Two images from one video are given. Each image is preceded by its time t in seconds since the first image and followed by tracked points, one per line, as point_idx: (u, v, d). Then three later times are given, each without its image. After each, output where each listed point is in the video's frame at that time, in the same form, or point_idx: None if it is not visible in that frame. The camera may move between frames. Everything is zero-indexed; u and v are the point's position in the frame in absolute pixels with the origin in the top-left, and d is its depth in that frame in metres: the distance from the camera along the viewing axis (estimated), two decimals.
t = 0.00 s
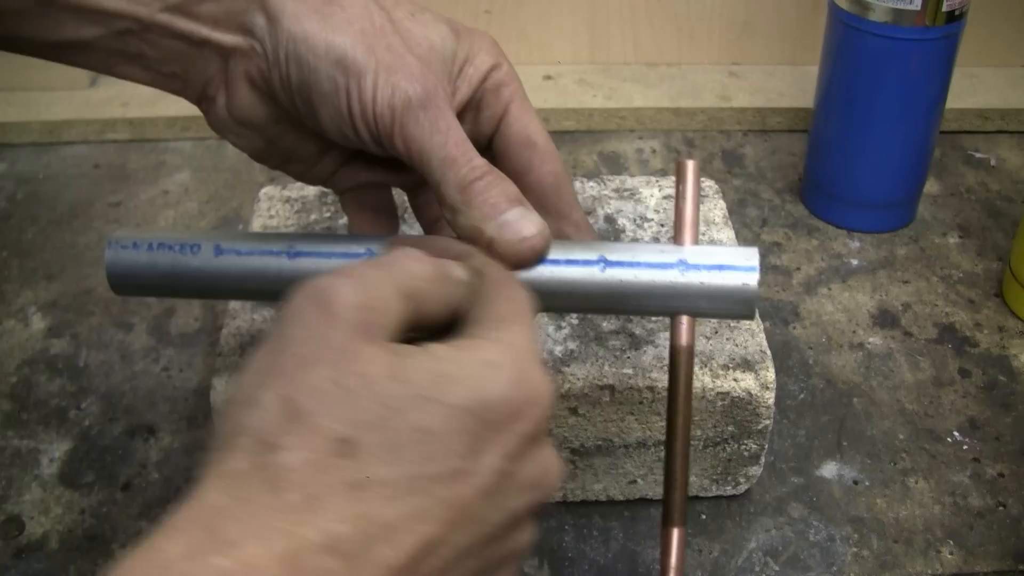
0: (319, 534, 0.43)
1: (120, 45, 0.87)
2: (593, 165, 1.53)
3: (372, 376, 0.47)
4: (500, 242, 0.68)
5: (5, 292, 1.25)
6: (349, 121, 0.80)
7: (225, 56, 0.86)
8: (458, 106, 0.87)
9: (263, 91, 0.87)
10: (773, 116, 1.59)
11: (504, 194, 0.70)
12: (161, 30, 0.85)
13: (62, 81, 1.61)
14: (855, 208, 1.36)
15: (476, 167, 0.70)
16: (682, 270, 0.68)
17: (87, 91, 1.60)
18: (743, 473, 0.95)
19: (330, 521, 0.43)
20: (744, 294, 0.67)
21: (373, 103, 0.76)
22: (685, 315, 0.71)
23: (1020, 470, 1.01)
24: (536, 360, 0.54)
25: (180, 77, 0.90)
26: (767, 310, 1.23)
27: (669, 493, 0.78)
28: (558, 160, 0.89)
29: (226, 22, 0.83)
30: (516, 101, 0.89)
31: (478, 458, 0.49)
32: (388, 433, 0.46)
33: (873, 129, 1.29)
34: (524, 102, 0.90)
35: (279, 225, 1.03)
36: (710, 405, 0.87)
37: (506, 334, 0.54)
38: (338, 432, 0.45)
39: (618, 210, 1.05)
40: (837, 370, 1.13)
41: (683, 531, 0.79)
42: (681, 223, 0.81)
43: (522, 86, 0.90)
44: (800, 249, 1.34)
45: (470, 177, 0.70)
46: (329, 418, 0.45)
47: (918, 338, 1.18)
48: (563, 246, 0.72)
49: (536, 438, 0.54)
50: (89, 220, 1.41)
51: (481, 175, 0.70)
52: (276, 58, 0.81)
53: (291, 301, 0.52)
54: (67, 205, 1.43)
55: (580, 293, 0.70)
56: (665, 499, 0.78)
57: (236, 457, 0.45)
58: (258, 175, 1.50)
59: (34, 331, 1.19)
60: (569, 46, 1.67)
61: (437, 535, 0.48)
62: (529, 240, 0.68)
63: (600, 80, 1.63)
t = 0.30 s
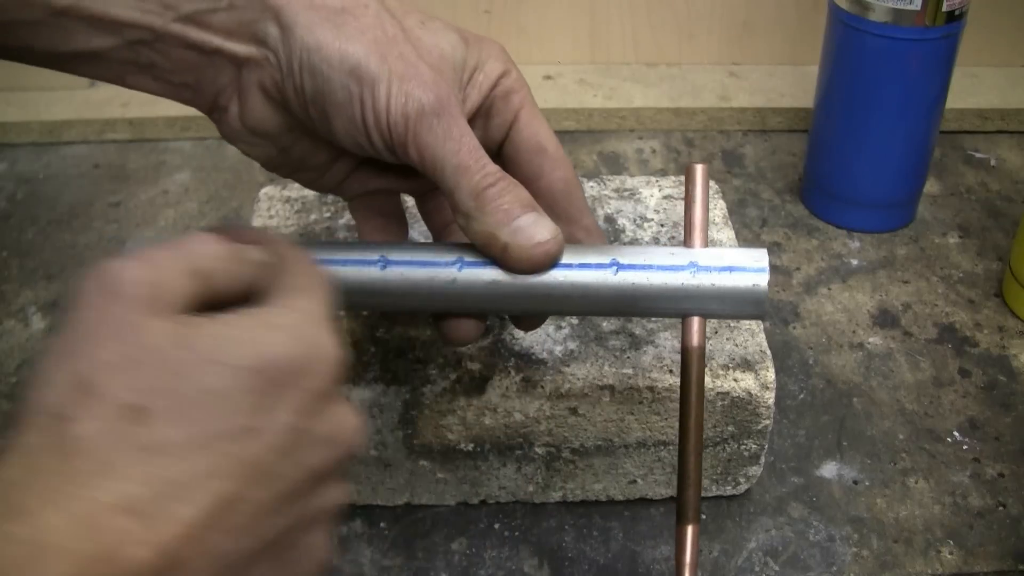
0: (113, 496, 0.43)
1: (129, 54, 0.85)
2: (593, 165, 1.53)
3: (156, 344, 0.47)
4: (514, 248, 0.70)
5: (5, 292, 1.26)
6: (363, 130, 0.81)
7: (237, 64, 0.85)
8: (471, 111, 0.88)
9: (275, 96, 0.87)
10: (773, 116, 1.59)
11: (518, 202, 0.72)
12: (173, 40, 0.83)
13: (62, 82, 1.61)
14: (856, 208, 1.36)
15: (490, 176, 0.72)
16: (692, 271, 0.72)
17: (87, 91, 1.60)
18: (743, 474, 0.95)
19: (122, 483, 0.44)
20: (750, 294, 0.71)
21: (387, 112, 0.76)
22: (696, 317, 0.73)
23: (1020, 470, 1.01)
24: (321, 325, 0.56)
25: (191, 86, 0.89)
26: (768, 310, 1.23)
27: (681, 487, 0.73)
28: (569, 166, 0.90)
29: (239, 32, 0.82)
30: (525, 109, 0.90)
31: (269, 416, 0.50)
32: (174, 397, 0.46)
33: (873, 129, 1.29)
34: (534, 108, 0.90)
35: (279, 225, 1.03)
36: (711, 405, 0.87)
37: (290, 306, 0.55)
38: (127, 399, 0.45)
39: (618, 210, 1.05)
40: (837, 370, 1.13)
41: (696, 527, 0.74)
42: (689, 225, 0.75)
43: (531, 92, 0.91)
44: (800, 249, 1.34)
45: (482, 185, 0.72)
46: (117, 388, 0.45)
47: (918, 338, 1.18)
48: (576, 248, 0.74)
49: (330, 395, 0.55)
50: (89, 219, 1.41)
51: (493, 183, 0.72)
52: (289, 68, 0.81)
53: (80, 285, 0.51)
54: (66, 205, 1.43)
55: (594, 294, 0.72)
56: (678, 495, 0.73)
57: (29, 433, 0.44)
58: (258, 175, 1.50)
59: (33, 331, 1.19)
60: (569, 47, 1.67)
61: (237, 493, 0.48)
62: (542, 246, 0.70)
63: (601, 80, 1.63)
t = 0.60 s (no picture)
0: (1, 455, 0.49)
1: (132, 55, 0.84)
2: (593, 165, 1.53)
3: (38, 311, 0.52)
4: (517, 244, 0.70)
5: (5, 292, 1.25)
6: (366, 129, 0.81)
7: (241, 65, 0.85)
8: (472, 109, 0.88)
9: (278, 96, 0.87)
10: (773, 116, 1.59)
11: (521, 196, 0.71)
12: (177, 40, 0.83)
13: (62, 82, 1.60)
14: (855, 208, 1.36)
15: (492, 171, 0.71)
16: (692, 266, 0.72)
17: (87, 91, 1.60)
18: (743, 473, 0.95)
19: (14, 443, 0.49)
20: (750, 286, 0.72)
21: (390, 110, 0.76)
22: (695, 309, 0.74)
23: (1020, 469, 1.01)
24: (202, 291, 0.61)
25: (192, 86, 0.89)
26: (768, 310, 1.23)
27: (682, 477, 0.71)
28: (568, 166, 0.90)
29: (245, 32, 0.82)
30: (525, 109, 0.91)
31: (149, 377, 0.55)
32: (55, 359, 0.52)
33: (872, 129, 1.29)
34: (531, 106, 0.91)
35: (278, 224, 1.03)
36: (710, 405, 0.86)
37: (168, 275, 0.60)
38: (10, 363, 0.50)
39: (618, 210, 1.05)
40: (837, 370, 1.13)
41: (700, 518, 0.72)
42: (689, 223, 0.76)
43: (529, 92, 0.91)
44: (800, 249, 1.34)
45: (484, 182, 0.71)
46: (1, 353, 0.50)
47: (918, 338, 1.18)
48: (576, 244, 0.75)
49: (212, 356, 0.60)
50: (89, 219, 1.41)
51: (494, 177, 0.71)
52: (293, 68, 0.81)
53: None
54: (66, 205, 1.43)
55: (596, 291, 0.73)
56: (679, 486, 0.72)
57: None
58: (258, 175, 1.50)
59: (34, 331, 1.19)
60: (569, 46, 1.67)
61: (121, 450, 0.53)
62: (544, 242, 0.70)
63: (601, 80, 1.63)
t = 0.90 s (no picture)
0: (60, 506, 0.45)
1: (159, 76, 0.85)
2: (593, 165, 1.53)
3: (96, 360, 0.49)
4: (547, 272, 0.70)
5: (5, 292, 1.25)
6: (395, 156, 0.80)
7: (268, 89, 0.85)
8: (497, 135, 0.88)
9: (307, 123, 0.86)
10: (773, 116, 1.59)
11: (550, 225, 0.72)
12: (208, 64, 0.83)
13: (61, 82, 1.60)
14: (856, 209, 1.36)
15: (522, 201, 0.72)
16: (717, 294, 0.72)
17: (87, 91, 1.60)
18: (743, 474, 0.95)
19: (71, 495, 0.46)
20: (775, 314, 0.72)
21: (419, 139, 0.76)
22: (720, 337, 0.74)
23: (1020, 469, 1.01)
24: (253, 338, 0.57)
25: (221, 108, 0.89)
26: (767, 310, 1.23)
27: (705, 496, 0.74)
28: (590, 190, 0.90)
29: (274, 57, 0.82)
30: (550, 133, 0.90)
31: (205, 429, 0.52)
32: (118, 409, 0.48)
33: (874, 130, 1.29)
34: (555, 130, 0.91)
35: (278, 224, 1.03)
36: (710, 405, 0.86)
37: (225, 319, 0.57)
38: (71, 414, 0.47)
39: (618, 210, 1.05)
40: (837, 370, 1.13)
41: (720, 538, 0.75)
42: (711, 249, 0.79)
43: (553, 115, 0.91)
44: (800, 249, 1.34)
45: (514, 211, 0.71)
46: (61, 401, 0.47)
47: (918, 338, 1.18)
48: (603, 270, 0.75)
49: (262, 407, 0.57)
50: (89, 220, 1.41)
51: (524, 208, 0.72)
52: (324, 95, 0.81)
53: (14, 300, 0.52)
54: (67, 205, 1.43)
55: (619, 316, 0.73)
56: (702, 504, 0.74)
57: None
58: (258, 175, 1.50)
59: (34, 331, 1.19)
60: (569, 46, 1.67)
61: (177, 504, 0.50)
62: (573, 270, 0.70)
63: (600, 80, 1.63)
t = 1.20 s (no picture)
0: (264, 540, 0.45)
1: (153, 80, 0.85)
2: (593, 165, 1.53)
3: (322, 387, 0.50)
4: (539, 278, 0.70)
5: (5, 292, 1.25)
6: (389, 160, 0.80)
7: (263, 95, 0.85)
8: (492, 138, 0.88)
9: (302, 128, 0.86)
10: (773, 116, 1.58)
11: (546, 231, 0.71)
12: (203, 67, 0.83)
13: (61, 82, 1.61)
14: (856, 209, 1.36)
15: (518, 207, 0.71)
16: (712, 299, 0.72)
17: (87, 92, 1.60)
18: (743, 474, 0.95)
19: (285, 524, 0.46)
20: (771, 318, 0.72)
21: (414, 143, 0.75)
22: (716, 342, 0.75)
23: (1020, 469, 1.01)
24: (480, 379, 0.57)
25: (216, 112, 0.89)
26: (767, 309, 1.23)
27: (701, 500, 0.78)
28: (587, 194, 0.90)
29: (267, 61, 0.82)
30: (544, 136, 0.90)
31: (420, 472, 0.53)
32: (333, 442, 0.49)
33: (874, 130, 1.29)
34: (550, 134, 0.91)
35: (278, 224, 1.03)
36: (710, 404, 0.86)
37: (449, 353, 0.57)
38: (287, 441, 0.48)
39: (618, 210, 1.05)
40: (837, 370, 1.13)
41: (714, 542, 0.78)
42: (707, 252, 0.79)
43: (548, 118, 0.91)
44: (800, 249, 1.34)
45: (508, 216, 0.70)
46: (278, 426, 0.48)
47: (918, 338, 1.18)
48: (598, 274, 0.75)
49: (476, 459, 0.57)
50: (89, 219, 1.41)
51: (521, 214, 0.70)
52: (318, 99, 0.81)
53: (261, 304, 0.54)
54: (67, 205, 1.43)
55: (616, 320, 0.73)
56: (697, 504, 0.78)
57: (184, 460, 0.47)
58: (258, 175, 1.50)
59: (34, 331, 1.19)
60: (569, 46, 1.67)
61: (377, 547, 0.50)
62: (567, 276, 0.70)
63: (600, 80, 1.63)
